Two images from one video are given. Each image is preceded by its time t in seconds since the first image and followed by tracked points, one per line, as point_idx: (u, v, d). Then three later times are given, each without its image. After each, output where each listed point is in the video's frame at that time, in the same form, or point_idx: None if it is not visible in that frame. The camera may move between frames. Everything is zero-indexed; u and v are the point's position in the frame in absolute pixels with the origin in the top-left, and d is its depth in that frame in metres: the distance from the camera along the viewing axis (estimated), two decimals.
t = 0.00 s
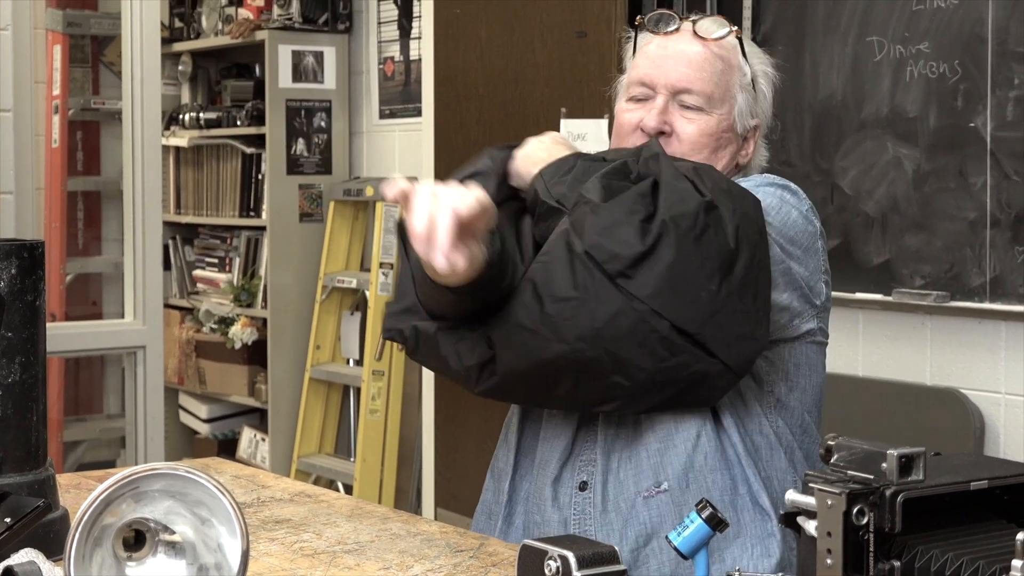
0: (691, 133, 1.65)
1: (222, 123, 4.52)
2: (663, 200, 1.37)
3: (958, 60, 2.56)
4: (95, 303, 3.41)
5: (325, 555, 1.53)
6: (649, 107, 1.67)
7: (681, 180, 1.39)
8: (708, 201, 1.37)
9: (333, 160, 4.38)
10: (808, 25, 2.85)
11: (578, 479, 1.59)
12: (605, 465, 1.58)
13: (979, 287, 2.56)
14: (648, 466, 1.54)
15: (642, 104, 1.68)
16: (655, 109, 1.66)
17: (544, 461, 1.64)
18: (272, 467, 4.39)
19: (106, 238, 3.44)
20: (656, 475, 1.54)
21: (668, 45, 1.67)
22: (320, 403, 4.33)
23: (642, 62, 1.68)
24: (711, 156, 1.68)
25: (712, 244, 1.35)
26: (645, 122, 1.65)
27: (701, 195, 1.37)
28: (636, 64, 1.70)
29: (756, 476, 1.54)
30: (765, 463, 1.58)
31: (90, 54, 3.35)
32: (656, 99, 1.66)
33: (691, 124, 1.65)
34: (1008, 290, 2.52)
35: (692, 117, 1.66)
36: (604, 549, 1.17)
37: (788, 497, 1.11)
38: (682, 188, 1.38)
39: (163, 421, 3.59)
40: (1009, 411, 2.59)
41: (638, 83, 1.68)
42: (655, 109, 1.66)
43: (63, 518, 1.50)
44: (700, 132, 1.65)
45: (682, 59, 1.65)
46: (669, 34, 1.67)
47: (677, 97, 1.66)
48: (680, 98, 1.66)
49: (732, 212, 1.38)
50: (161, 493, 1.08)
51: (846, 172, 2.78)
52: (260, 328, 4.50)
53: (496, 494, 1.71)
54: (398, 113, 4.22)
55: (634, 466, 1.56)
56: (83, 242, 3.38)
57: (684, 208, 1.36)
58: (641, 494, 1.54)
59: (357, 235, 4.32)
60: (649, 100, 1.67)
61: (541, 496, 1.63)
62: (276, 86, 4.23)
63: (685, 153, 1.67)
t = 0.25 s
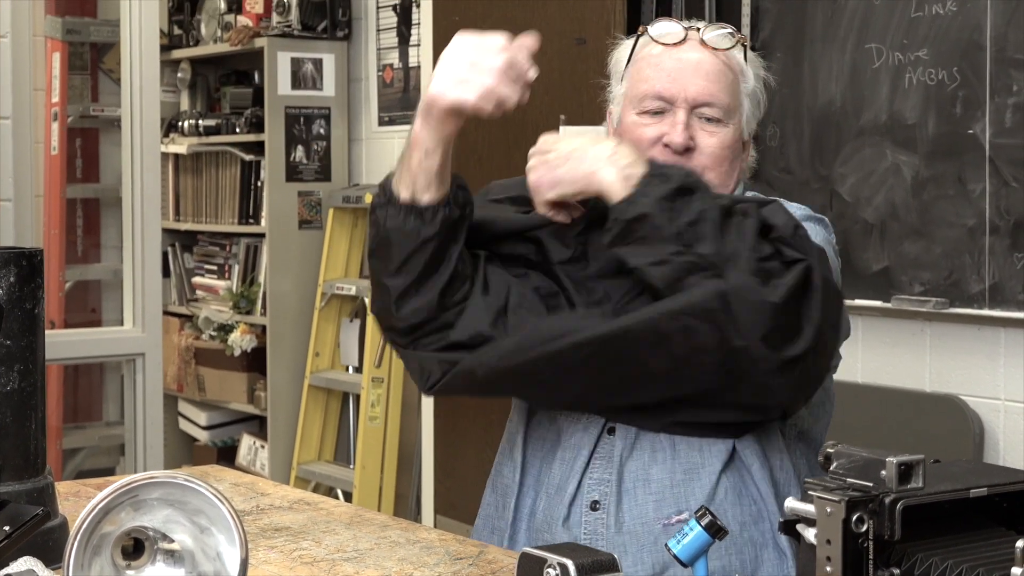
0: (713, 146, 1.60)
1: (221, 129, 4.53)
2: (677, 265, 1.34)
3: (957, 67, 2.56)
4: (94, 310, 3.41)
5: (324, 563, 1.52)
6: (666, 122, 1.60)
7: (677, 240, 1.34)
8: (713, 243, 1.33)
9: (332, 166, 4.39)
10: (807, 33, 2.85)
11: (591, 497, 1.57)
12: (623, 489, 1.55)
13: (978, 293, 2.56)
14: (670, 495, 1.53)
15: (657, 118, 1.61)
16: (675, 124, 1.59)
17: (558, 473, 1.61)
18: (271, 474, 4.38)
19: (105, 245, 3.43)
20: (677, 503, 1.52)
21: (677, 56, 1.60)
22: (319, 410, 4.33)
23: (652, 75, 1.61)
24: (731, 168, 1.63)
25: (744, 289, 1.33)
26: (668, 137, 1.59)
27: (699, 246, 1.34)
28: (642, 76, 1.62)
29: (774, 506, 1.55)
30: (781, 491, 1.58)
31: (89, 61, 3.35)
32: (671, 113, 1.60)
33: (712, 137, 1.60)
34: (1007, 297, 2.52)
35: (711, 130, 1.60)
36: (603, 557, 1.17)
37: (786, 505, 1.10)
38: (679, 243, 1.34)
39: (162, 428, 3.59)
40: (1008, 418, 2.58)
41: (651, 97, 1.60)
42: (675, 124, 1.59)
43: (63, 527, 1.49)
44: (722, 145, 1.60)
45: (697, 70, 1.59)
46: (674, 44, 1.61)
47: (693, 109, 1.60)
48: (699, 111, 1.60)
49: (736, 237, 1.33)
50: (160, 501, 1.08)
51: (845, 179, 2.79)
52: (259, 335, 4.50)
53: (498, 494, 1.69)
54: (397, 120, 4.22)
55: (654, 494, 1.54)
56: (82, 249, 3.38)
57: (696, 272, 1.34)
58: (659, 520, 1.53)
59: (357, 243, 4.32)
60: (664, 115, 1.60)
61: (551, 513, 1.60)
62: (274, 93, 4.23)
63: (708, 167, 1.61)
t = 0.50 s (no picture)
0: (728, 142, 1.61)
1: (220, 136, 4.53)
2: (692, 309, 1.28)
3: (956, 72, 2.56)
4: (94, 317, 3.41)
5: (325, 570, 1.52)
6: (682, 118, 1.61)
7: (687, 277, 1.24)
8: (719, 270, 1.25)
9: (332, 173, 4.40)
10: (807, 37, 2.86)
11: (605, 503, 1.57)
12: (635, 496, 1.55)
13: (977, 297, 2.56)
14: (682, 498, 1.52)
15: (670, 114, 1.62)
16: (692, 119, 1.60)
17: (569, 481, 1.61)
18: (272, 481, 4.38)
19: (105, 252, 3.43)
20: (689, 506, 1.51)
21: (688, 56, 1.63)
22: (319, 417, 4.32)
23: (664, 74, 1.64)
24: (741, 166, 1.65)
25: (765, 311, 1.27)
26: (686, 131, 1.59)
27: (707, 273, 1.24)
28: (654, 75, 1.64)
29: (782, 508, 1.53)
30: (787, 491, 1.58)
31: (88, 68, 3.35)
32: (687, 110, 1.61)
33: (727, 133, 1.62)
34: (1007, 301, 2.52)
35: (724, 127, 1.62)
36: (605, 563, 1.17)
37: (788, 509, 1.09)
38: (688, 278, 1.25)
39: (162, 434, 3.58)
40: (1009, 422, 2.58)
41: (665, 94, 1.62)
42: (692, 119, 1.60)
43: (63, 533, 1.45)
44: (737, 142, 1.62)
45: (709, 69, 1.62)
46: (683, 46, 1.64)
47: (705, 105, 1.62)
48: (712, 108, 1.62)
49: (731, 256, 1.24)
50: (161, 509, 1.07)
51: (845, 184, 2.79)
52: (260, 341, 4.50)
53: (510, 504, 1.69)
54: (396, 126, 4.22)
55: (666, 498, 1.53)
56: (82, 257, 3.38)
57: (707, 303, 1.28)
58: (670, 522, 1.52)
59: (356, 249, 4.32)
60: (678, 112, 1.62)
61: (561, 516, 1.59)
62: (274, 100, 4.24)
63: (723, 163, 1.62)
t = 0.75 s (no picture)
0: (668, 132, 1.64)
1: (221, 142, 4.53)
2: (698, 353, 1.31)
3: (956, 78, 2.56)
4: (95, 323, 3.41)
5: None
6: (620, 121, 1.66)
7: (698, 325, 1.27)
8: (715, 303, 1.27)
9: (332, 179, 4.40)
10: (807, 44, 2.86)
11: (600, 514, 1.60)
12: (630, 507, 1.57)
13: (978, 304, 2.56)
14: (675, 510, 1.54)
15: (612, 121, 1.67)
16: (628, 120, 1.64)
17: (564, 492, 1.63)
18: (272, 486, 4.38)
19: (106, 258, 3.43)
20: (681, 518, 1.53)
21: (618, 62, 1.68)
22: (319, 423, 4.32)
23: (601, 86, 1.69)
24: (695, 152, 1.67)
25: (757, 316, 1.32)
26: (622, 132, 1.64)
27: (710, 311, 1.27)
28: (595, 88, 1.70)
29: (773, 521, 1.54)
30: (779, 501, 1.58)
31: (89, 74, 3.35)
32: (624, 110, 1.66)
33: (667, 124, 1.64)
34: (1007, 308, 2.52)
35: (664, 118, 1.65)
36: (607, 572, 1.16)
37: (787, 518, 1.06)
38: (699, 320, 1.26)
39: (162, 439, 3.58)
40: (1009, 429, 2.58)
41: (602, 103, 1.67)
42: (628, 120, 1.64)
43: (64, 542, 1.32)
44: (680, 130, 1.64)
45: (639, 67, 1.66)
46: (615, 53, 1.69)
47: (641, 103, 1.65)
48: (649, 104, 1.65)
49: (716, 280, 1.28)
50: (162, 517, 1.07)
51: (845, 190, 2.79)
52: (260, 347, 4.50)
53: (511, 513, 1.72)
54: (397, 132, 4.23)
55: (659, 509, 1.54)
56: (83, 262, 3.38)
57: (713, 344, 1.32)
58: (665, 536, 1.54)
59: (356, 254, 4.32)
60: (617, 116, 1.66)
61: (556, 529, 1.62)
62: (274, 105, 4.24)
63: (668, 153, 1.64)
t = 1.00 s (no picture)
0: (665, 122, 1.65)
1: (221, 146, 4.53)
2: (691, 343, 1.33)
3: (956, 82, 2.57)
4: (95, 327, 3.41)
5: None
6: (614, 113, 1.66)
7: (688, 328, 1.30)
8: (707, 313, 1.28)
9: (332, 183, 4.40)
10: (807, 47, 2.86)
11: (595, 522, 1.60)
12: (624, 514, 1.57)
13: (978, 308, 2.56)
14: (669, 516, 1.53)
15: (606, 116, 1.68)
16: (621, 109, 1.65)
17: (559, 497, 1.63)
18: (272, 491, 4.37)
19: (106, 262, 3.44)
20: (676, 524, 1.53)
21: (612, 62, 1.71)
22: (319, 427, 4.32)
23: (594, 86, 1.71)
24: (689, 143, 1.67)
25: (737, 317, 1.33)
26: (616, 121, 1.64)
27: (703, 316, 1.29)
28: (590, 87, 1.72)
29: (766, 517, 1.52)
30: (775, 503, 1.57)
31: (90, 79, 3.36)
32: (619, 103, 1.67)
33: (662, 115, 1.65)
34: (1007, 312, 2.52)
35: (660, 110, 1.66)
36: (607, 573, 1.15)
37: (788, 521, 1.06)
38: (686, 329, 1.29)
39: (163, 444, 3.58)
40: (1009, 433, 2.58)
41: (596, 97, 1.68)
42: (621, 109, 1.65)
43: (65, 545, 1.31)
44: (674, 119, 1.65)
45: (632, 63, 1.69)
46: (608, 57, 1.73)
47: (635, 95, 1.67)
48: (644, 97, 1.67)
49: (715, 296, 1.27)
50: (162, 520, 1.07)
51: (845, 194, 2.79)
52: (260, 351, 4.50)
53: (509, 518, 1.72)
54: (397, 136, 4.23)
55: (655, 515, 1.54)
56: (83, 266, 3.38)
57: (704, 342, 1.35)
58: (661, 542, 1.53)
59: (357, 258, 4.33)
60: (611, 110, 1.68)
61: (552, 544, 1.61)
62: (274, 109, 4.24)
63: (665, 142, 1.65)
